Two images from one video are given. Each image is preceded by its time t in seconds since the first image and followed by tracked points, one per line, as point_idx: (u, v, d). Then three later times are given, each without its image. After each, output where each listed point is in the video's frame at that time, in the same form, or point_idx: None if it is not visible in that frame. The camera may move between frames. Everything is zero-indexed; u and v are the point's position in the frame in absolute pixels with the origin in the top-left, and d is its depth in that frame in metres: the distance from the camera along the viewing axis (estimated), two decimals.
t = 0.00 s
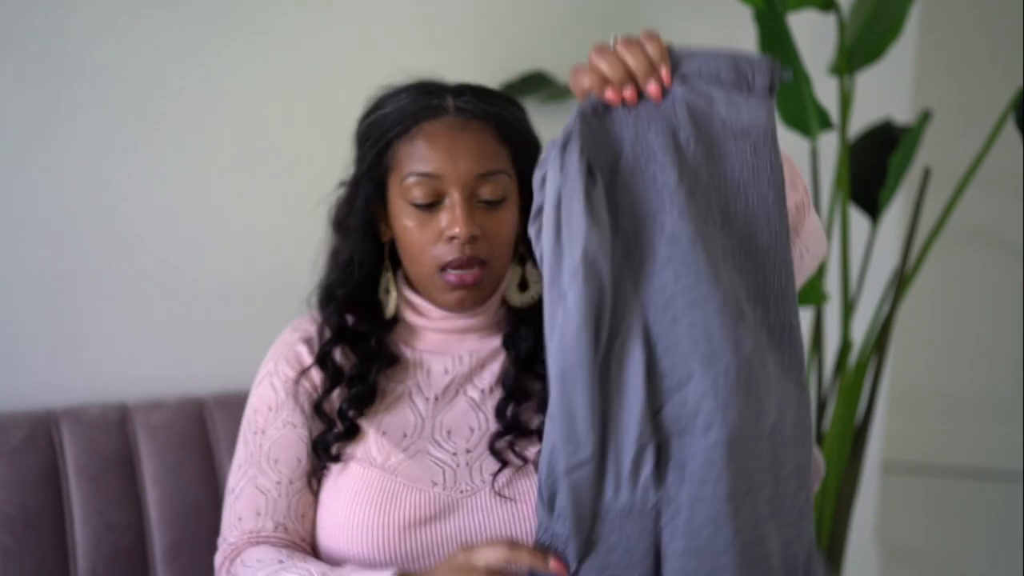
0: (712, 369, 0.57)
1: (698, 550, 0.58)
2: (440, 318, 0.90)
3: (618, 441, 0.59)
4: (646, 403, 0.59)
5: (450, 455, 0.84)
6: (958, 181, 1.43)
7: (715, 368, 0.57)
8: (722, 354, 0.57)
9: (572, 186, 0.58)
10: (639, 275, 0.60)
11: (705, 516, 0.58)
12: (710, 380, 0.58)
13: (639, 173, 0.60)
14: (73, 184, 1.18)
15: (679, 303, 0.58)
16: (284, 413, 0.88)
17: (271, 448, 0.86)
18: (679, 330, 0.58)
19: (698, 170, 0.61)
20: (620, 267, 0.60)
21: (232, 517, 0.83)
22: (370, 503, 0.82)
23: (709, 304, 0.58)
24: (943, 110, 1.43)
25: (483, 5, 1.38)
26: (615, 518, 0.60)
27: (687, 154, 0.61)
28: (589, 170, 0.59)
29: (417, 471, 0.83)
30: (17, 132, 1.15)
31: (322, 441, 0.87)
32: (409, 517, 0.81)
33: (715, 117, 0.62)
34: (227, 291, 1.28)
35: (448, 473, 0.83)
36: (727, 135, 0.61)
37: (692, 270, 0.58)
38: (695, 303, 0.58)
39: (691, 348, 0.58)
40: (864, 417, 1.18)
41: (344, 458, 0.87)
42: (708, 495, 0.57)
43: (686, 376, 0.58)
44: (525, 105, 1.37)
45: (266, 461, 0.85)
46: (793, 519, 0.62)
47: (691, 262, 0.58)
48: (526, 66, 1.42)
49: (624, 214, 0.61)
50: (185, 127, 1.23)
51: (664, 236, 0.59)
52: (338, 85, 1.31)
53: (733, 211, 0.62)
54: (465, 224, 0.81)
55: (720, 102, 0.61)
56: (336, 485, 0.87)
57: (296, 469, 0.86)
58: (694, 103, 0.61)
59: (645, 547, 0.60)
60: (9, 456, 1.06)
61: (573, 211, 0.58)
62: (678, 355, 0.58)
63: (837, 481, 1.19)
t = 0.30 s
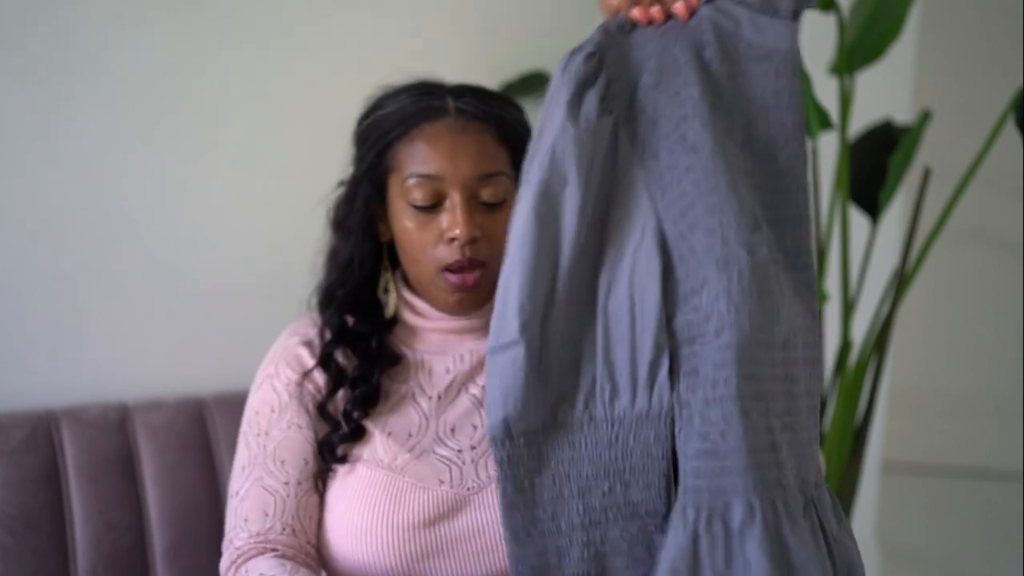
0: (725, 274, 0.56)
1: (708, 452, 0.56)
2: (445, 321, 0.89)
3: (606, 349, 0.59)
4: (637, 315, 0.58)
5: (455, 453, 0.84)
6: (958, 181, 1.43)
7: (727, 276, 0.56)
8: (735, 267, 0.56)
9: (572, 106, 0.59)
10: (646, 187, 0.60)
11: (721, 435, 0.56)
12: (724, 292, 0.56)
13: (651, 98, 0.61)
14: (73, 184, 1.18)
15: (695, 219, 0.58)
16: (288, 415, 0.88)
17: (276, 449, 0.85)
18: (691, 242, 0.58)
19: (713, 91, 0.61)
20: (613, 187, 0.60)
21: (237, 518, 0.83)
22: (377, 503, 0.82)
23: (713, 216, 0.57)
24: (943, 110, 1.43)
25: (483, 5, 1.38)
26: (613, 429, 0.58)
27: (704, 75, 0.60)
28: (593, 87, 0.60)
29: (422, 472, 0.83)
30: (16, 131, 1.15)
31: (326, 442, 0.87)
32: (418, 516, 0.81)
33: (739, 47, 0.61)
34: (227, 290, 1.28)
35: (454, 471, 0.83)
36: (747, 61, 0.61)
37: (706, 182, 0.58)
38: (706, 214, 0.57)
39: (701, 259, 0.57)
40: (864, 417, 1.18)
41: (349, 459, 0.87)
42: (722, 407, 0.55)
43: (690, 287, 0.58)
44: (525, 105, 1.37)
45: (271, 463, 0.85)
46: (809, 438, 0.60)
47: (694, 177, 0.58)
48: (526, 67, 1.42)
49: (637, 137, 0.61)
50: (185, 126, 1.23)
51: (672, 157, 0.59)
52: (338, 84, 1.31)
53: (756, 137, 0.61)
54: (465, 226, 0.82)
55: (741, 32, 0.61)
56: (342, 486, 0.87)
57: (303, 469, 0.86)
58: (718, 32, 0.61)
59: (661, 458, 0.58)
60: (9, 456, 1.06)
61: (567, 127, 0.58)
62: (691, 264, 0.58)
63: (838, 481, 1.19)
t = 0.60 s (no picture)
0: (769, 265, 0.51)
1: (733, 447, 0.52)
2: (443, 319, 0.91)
3: (592, 285, 0.45)
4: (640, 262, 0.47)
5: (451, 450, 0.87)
6: (958, 181, 1.43)
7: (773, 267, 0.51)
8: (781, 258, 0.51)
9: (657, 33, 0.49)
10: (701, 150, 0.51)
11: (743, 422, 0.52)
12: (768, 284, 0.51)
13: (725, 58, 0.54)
14: (73, 183, 1.18)
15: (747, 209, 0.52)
16: (278, 419, 0.87)
17: (264, 453, 0.85)
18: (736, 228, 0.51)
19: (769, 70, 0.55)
20: (678, 132, 0.49)
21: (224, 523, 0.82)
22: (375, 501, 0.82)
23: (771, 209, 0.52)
24: (943, 110, 1.43)
25: (484, 5, 1.38)
26: (561, 376, 0.45)
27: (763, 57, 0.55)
28: (682, 22, 0.50)
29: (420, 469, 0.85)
30: (16, 131, 1.15)
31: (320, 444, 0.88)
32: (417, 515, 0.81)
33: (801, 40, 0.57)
34: (226, 291, 1.28)
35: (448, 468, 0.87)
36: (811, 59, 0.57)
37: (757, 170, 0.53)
38: (752, 196, 0.52)
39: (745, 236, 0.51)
40: (864, 417, 1.18)
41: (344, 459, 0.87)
42: (751, 406, 0.51)
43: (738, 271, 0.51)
44: (524, 105, 1.37)
45: (259, 468, 0.84)
46: (822, 429, 0.57)
47: (754, 162, 0.53)
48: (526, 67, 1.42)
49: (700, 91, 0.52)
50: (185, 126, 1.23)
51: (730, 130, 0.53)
52: (339, 84, 1.31)
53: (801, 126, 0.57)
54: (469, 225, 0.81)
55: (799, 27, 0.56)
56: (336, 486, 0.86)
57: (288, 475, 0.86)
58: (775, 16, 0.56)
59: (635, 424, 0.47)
60: (9, 456, 1.06)
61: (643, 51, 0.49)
62: (732, 246, 0.51)
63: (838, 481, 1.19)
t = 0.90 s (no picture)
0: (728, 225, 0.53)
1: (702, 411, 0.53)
2: (442, 314, 0.89)
3: (609, 281, 0.50)
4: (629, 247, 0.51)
5: (450, 451, 0.84)
6: (958, 180, 1.43)
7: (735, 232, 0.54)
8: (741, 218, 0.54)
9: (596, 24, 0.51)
10: (651, 116, 0.53)
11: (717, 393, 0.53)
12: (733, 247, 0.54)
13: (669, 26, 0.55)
14: (73, 184, 1.19)
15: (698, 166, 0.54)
16: (280, 428, 0.91)
17: (268, 462, 0.89)
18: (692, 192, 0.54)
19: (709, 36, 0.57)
20: (625, 108, 0.52)
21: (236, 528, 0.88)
22: (369, 501, 0.83)
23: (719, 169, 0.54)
24: (942, 110, 1.43)
25: (484, 5, 1.39)
26: (614, 370, 0.50)
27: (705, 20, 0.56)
28: None
29: (417, 469, 0.83)
30: (17, 131, 1.15)
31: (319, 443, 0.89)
32: (408, 516, 0.81)
33: None
34: (226, 290, 1.29)
35: (447, 468, 0.83)
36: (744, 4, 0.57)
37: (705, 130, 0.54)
38: (701, 161, 0.54)
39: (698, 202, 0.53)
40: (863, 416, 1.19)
41: (341, 460, 0.87)
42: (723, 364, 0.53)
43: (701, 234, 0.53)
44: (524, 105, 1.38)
45: (264, 477, 0.88)
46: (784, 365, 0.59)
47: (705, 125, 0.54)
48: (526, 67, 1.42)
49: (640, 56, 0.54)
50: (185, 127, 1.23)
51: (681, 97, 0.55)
52: (340, 85, 1.31)
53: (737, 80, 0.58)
54: (472, 223, 0.81)
55: None
56: (332, 486, 0.87)
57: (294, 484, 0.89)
58: None
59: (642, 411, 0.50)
60: (10, 456, 1.06)
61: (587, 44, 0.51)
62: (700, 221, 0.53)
63: (837, 480, 1.19)
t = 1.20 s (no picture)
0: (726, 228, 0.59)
1: (707, 423, 0.57)
2: (446, 313, 0.89)
3: (618, 306, 0.56)
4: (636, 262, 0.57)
5: (456, 449, 0.85)
6: (957, 180, 1.44)
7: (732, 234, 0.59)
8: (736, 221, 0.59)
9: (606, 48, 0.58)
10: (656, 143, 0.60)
11: (716, 396, 0.57)
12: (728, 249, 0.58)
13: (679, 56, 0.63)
14: (73, 184, 1.19)
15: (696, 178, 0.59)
16: (283, 426, 0.90)
17: (270, 460, 0.88)
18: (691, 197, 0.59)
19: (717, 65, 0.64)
20: (630, 134, 0.58)
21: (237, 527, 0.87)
22: (376, 499, 0.83)
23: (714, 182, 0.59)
24: (942, 110, 1.43)
25: (484, 5, 1.39)
26: (623, 390, 0.56)
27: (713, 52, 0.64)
28: (609, 31, 0.59)
29: (426, 468, 0.83)
30: (17, 132, 1.15)
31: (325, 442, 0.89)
32: (418, 515, 0.81)
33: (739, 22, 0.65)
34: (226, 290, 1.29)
35: (454, 467, 0.84)
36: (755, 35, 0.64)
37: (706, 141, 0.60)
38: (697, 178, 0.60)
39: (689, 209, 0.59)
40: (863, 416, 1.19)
41: (347, 458, 0.87)
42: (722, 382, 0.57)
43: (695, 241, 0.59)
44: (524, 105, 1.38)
45: (267, 475, 0.88)
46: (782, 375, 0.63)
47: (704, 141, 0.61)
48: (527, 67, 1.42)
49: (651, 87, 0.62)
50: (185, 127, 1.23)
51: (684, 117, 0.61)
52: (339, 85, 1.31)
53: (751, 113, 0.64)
54: (470, 217, 0.81)
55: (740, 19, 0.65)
56: (338, 485, 0.87)
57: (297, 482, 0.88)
58: (729, 12, 0.65)
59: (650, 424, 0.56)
60: (10, 455, 1.06)
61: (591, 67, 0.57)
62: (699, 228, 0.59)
63: (837, 480, 1.19)
